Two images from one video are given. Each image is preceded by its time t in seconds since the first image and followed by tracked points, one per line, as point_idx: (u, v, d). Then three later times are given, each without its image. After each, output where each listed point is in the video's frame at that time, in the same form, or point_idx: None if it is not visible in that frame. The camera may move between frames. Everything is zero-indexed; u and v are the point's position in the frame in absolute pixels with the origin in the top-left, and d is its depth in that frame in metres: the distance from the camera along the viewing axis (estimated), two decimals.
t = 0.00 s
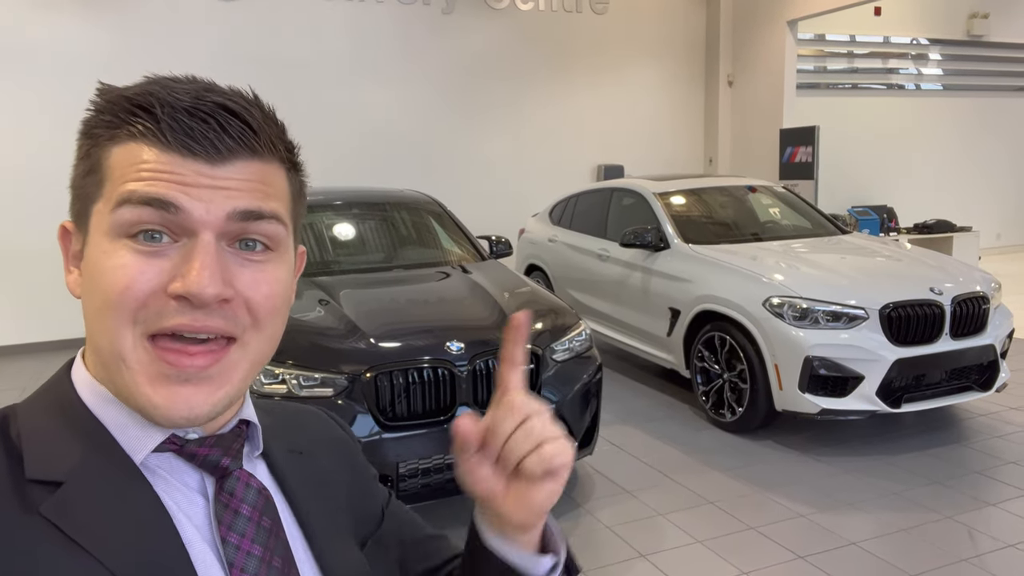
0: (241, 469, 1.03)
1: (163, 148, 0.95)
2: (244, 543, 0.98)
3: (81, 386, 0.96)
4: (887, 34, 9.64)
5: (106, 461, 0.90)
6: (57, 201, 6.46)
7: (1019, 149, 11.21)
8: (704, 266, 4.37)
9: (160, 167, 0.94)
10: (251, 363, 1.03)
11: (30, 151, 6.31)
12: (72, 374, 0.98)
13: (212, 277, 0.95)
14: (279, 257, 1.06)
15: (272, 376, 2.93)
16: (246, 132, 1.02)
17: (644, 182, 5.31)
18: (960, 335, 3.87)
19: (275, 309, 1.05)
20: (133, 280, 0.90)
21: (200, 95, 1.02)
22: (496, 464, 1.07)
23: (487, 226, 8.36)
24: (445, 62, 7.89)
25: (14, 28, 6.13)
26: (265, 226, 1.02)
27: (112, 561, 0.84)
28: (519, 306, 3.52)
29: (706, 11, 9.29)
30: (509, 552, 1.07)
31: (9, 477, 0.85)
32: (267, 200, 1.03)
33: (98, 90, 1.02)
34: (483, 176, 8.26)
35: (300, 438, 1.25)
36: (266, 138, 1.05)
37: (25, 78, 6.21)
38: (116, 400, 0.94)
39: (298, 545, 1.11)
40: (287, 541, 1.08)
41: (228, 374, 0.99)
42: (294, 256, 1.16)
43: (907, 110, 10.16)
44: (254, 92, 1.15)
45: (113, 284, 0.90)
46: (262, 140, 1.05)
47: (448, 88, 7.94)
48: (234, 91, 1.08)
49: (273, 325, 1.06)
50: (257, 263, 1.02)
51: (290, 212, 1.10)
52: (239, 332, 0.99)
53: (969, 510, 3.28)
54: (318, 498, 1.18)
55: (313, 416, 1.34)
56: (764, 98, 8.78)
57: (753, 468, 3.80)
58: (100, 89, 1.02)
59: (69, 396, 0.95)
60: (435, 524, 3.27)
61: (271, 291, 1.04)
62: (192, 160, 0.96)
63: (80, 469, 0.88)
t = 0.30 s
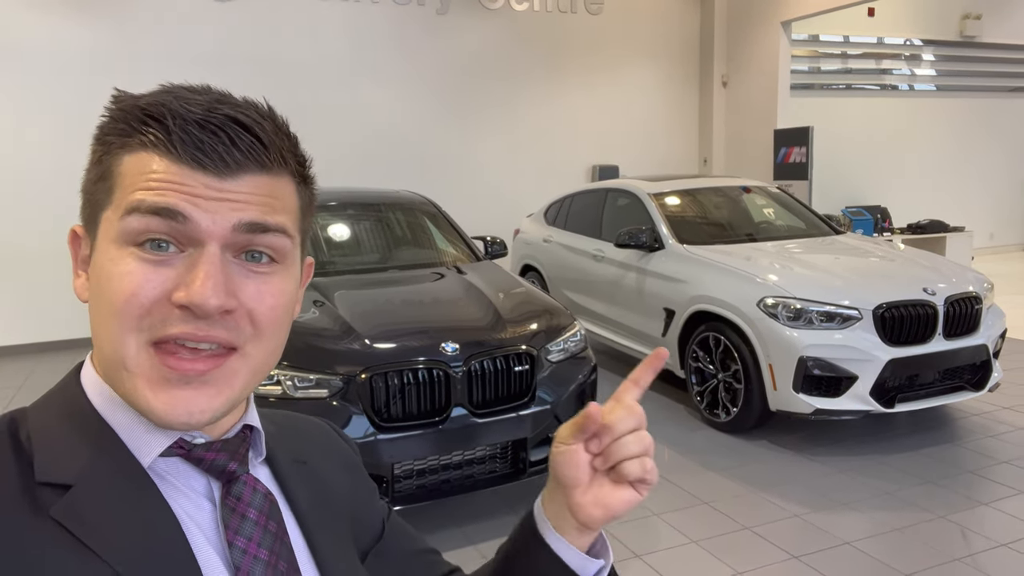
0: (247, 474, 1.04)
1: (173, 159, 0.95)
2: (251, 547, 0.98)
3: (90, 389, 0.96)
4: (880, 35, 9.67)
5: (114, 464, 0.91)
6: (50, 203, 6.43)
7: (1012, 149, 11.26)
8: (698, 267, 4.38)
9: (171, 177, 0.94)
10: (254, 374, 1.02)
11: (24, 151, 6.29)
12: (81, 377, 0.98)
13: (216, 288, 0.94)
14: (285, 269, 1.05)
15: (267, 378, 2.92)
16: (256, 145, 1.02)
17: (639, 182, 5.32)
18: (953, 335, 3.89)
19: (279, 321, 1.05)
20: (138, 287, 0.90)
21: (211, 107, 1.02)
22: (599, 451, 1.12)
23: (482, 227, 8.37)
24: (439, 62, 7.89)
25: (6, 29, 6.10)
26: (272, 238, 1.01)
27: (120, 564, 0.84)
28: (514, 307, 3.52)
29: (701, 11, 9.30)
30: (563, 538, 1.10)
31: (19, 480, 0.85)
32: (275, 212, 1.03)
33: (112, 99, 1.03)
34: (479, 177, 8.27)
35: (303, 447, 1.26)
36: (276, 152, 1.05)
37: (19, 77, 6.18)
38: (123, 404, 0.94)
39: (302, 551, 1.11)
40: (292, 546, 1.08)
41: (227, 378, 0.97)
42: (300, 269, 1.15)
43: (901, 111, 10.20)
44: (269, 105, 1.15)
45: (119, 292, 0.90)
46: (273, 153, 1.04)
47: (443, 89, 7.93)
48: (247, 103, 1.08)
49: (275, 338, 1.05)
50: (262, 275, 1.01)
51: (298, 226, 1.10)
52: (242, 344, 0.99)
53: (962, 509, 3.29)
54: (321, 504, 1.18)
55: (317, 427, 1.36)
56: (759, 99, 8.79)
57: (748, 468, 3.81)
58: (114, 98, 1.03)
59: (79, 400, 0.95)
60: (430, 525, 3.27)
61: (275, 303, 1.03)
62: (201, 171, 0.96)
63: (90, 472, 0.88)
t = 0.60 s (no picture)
0: (238, 477, 1.02)
1: (152, 160, 0.93)
2: (240, 550, 0.97)
3: (76, 388, 0.95)
4: (868, 36, 9.74)
5: (103, 467, 0.89)
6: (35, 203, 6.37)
7: (998, 149, 11.36)
8: (688, 266, 4.39)
9: (151, 180, 0.93)
10: (240, 376, 1.01)
11: (8, 152, 6.22)
12: (69, 377, 0.97)
13: (199, 291, 0.93)
14: (270, 270, 1.04)
15: (255, 379, 2.90)
16: (237, 144, 1.00)
17: (629, 182, 5.32)
18: (940, 334, 3.91)
19: (265, 321, 1.04)
20: (120, 292, 0.89)
21: (189, 105, 1.00)
22: (609, 434, 1.18)
23: (472, 227, 8.36)
24: (429, 62, 7.87)
25: None
26: (257, 240, 1.00)
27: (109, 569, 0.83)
28: (505, 307, 3.52)
29: (690, 11, 9.33)
30: (575, 523, 1.11)
31: (6, 482, 0.84)
32: (258, 213, 1.02)
33: (90, 96, 1.01)
34: (468, 177, 8.26)
35: (297, 449, 1.25)
36: (259, 150, 1.04)
37: (5, 76, 6.12)
38: (109, 406, 0.92)
39: (294, 553, 1.09)
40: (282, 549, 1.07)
41: (213, 380, 0.97)
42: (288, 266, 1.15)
43: (888, 111, 10.27)
44: (251, 101, 1.13)
45: (100, 296, 0.89)
46: (255, 152, 1.03)
47: (432, 88, 7.92)
48: (228, 100, 1.06)
49: (263, 339, 1.04)
50: (247, 277, 1.00)
51: (283, 225, 1.08)
52: (227, 346, 0.98)
53: (950, 507, 3.31)
54: (313, 507, 1.17)
55: (312, 428, 1.34)
56: (748, 99, 8.83)
57: (738, 466, 3.82)
58: (92, 95, 1.01)
59: (67, 400, 0.93)
60: (421, 525, 3.26)
61: (261, 304, 1.02)
62: (182, 173, 0.94)
63: (78, 475, 0.87)
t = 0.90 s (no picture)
0: (208, 481, 1.01)
1: (106, 157, 0.92)
2: (212, 554, 0.96)
3: (42, 395, 0.93)
4: (838, 37, 9.91)
5: (71, 473, 0.88)
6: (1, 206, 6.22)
7: (965, 149, 11.60)
8: (663, 266, 4.42)
9: (105, 178, 0.91)
10: (205, 378, 1.00)
11: None
12: (34, 386, 0.95)
13: (156, 290, 0.91)
14: (231, 268, 1.02)
15: (228, 382, 2.86)
16: (192, 139, 0.98)
17: (604, 183, 5.35)
18: (909, 331, 3.99)
19: (227, 321, 1.02)
20: (77, 295, 0.88)
21: (143, 104, 0.99)
22: (559, 424, 1.19)
23: (449, 227, 8.35)
24: (404, 62, 7.84)
25: None
26: (215, 237, 0.99)
27: None
28: (481, 307, 3.51)
29: (664, 12, 9.42)
30: (534, 515, 1.11)
31: None
32: (216, 210, 1.00)
33: (46, 98, 1.00)
34: (445, 177, 8.24)
35: (270, 454, 1.23)
36: (216, 146, 1.02)
37: None
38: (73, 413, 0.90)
39: (267, 558, 1.08)
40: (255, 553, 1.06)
41: (176, 381, 0.95)
42: (251, 267, 1.13)
43: (858, 112, 10.44)
44: (208, 98, 1.12)
45: (57, 299, 0.88)
46: (211, 147, 1.01)
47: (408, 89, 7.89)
48: (183, 99, 1.05)
49: (225, 338, 1.02)
50: (205, 276, 0.99)
51: (243, 223, 1.07)
52: (188, 347, 0.96)
53: (921, 502, 3.37)
54: (288, 512, 1.16)
55: (285, 434, 1.33)
56: (722, 97, 8.91)
57: (713, 464, 3.86)
58: (48, 98, 1.00)
59: (32, 407, 0.92)
60: (398, 528, 3.25)
61: (221, 303, 1.00)
62: (137, 169, 0.93)
63: (46, 481, 0.85)
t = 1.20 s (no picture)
0: (194, 489, 1.00)
1: (102, 172, 0.90)
2: (198, 563, 0.94)
3: (30, 407, 0.91)
4: (814, 39, 10.03)
5: (55, 481, 0.87)
6: None
7: (938, 150, 11.80)
8: (644, 266, 4.44)
9: (100, 193, 0.89)
10: (197, 394, 0.97)
11: None
12: (21, 396, 0.93)
13: (150, 308, 0.89)
14: (225, 285, 1.00)
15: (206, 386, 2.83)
16: (189, 154, 0.97)
17: (585, 183, 5.36)
18: (885, 330, 4.04)
19: (220, 339, 1.00)
20: (70, 312, 0.85)
21: (141, 117, 0.97)
22: (545, 432, 1.19)
23: (430, 228, 8.33)
24: (384, 62, 7.81)
25: None
26: (210, 254, 0.97)
27: None
28: (462, 308, 3.51)
29: (643, 13, 9.47)
30: (519, 522, 1.11)
31: None
32: (212, 226, 0.98)
33: (39, 108, 0.98)
34: (425, 177, 8.22)
35: (255, 460, 1.22)
36: (213, 161, 1.00)
37: None
38: (62, 426, 0.89)
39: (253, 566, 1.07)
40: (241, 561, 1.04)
41: (169, 400, 0.92)
42: (245, 282, 1.11)
43: (834, 113, 10.57)
44: (205, 111, 1.10)
45: (51, 315, 0.86)
46: (208, 162, 0.99)
47: (387, 89, 7.86)
48: (182, 112, 1.03)
49: (218, 355, 1.00)
50: (199, 293, 0.96)
51: (238, 239, 1.04)
52: (182, 365, 0.93)
53: (898, 499, 3.42)
54: (273, 520, 1.15)
55: (269, 440, 1.31)
56: (702, 97, 8.97)
57: (694, 463, 3.88)
58: (41, 107, 0.97)
59: (16, 415, 0.90)
60: (380, 530, 3.23)
61: (215, 320, 0.98)
62: (133, 185, 0.91)
63: (29, 489, 0.85)
